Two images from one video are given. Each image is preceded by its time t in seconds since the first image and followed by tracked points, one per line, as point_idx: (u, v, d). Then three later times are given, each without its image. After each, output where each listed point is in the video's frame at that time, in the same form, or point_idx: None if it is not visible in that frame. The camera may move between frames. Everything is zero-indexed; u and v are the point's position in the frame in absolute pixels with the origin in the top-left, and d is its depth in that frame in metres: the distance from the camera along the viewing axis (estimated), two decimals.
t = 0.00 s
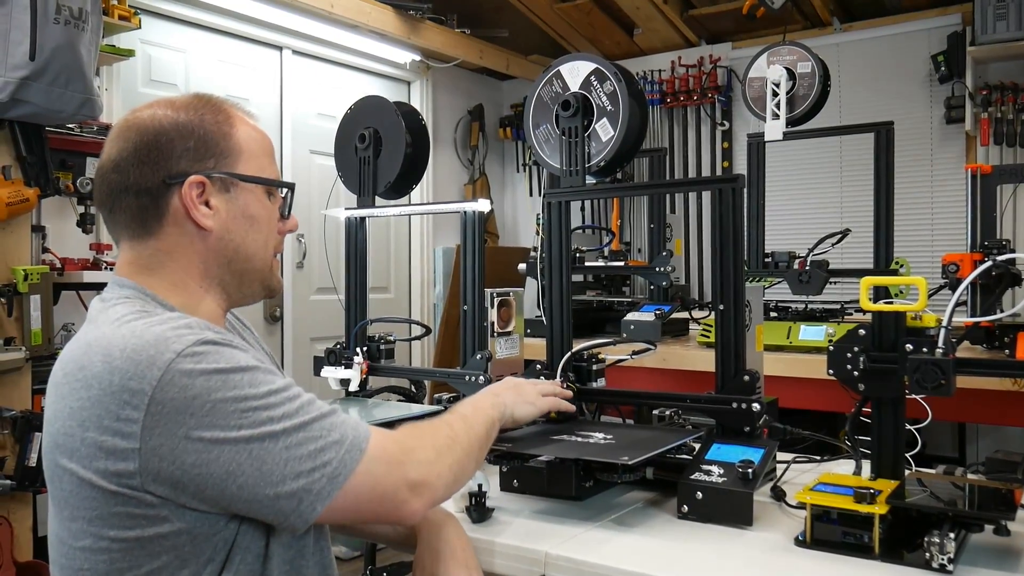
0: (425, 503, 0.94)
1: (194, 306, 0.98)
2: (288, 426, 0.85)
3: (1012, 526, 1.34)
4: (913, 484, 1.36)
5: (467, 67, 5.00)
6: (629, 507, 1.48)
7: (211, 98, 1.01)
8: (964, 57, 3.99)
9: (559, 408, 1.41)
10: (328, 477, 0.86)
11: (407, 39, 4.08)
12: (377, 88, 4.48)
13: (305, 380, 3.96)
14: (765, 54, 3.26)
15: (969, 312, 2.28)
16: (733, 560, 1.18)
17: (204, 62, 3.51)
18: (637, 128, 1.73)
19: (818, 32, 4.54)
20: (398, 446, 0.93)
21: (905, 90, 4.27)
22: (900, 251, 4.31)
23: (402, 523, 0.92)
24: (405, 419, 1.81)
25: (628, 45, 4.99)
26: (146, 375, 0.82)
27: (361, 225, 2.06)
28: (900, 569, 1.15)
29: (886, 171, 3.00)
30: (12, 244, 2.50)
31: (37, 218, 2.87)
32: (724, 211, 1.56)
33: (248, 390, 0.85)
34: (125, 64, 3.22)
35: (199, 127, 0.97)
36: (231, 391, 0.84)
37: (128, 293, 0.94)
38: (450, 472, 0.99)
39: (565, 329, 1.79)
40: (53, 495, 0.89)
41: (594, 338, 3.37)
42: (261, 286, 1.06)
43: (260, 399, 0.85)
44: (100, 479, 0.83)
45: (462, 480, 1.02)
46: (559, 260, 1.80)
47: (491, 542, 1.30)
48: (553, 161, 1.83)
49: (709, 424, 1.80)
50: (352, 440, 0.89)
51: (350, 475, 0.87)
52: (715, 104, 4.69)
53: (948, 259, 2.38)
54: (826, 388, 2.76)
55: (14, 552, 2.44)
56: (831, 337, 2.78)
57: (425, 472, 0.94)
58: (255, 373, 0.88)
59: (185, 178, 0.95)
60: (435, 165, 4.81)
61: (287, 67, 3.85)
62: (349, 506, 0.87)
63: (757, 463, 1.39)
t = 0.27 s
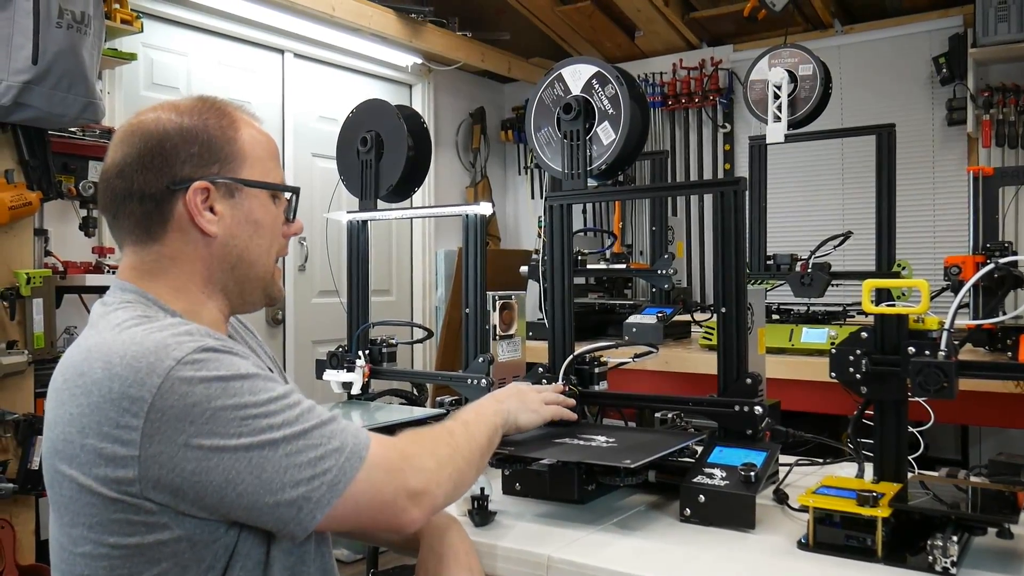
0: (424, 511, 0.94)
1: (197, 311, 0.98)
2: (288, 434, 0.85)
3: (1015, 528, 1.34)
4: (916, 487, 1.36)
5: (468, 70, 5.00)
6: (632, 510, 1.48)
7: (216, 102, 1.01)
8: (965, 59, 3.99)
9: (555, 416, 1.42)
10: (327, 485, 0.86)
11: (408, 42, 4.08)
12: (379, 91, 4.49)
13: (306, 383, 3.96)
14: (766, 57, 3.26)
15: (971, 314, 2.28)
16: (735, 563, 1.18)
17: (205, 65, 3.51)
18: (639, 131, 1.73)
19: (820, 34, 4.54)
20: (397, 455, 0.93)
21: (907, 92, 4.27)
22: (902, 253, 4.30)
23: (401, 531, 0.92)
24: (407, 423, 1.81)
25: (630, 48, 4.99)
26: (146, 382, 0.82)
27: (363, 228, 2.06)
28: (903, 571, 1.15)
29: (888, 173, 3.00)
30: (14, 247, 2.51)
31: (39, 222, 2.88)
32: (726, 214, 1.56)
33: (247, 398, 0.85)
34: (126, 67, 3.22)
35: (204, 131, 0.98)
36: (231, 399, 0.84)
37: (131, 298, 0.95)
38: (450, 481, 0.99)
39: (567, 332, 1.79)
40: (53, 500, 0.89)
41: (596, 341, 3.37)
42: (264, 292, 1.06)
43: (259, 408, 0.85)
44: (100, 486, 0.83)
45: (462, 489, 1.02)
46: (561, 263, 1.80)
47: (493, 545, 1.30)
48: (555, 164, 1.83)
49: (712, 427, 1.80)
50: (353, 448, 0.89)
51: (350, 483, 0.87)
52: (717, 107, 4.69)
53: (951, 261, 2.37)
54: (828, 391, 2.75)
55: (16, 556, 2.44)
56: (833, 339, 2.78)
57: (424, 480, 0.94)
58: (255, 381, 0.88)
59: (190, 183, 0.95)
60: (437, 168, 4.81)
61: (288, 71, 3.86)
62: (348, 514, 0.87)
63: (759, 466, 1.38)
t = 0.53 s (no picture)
0: None
1: (198, 317, 0.99)
2: (258, 491, 0.81)
3: (1017, 531, 1.33)
4: (918, 489, 1.36)
5: (469, 72, 5.01)
6: (633, 514, 1.47)
7: (221, 105, 1.01)
8: (966, 61, 3.98)
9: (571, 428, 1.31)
10: (289, 552, 0.81)
11: (409, 45, 4.09)
12: (380, 93, 4.50)
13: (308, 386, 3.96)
14: (767, 59, 3.27)
15: (973, 316, 2.28)
16: (737, 566, 1.18)
17: (207, 69, 3.52)
18: (640, 134, 1.73)
19: (821, 36, 4.54)
20: (370, 539, 0.85)
21: (908, 94, 4.27)
22: (904, 255, 4.30)
23: None
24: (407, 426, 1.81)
25: (631, 50, 5.00)
26: (130, 409, 0.80)
27: (364, 231, 2.06)
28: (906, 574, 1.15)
29: (888, 175, 3.00)
30: (15, 251, 2.51)
31: (40, 226, 2.88)
32: (727, 216, 1.56)
33: (225, 443, 0.81)
34: (128, 71, 3.23)
35: (208, 136, 0.97)
36: (205, 445, 0.80)
37: (133, 303, 0.95)
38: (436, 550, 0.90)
39: (568, 334, 1.78)
40: (48, 509, 0.89)
41: (597, 343, 3.37)
42: (267, 296, 1.06)
43: (233, 457, 0.81)
44: (84, 505, 0.83)
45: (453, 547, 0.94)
46: (562, 266, 1.80)
47: (494, 549, 1.30)
48: (556, 166, 1.83)
49: (713, 430, 1.80)
50: (327, 514, 0.83)
51: (313, 556, 0.82)
52: (718, 109, 4.70)
53: (952, 263, 2.36)
54: (830, 393, 2.75)
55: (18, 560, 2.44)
56: (835, 342, 2.77)
57: (398, 564, 0.87)
58: (239, 423, 0.83)
59: (192, 190, 0.95)
60: (438, 170, 4.82)
61: (290, 73, 3.87)
62: None
63: (761, 469, 1.38)
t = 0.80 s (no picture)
0: None
1: (195, 322, 1.00)
2: (261, 487, 0.81)
3: (1017, 532, 1.33)
4: (918, 491, 1.36)
5: (469, 74, 5.01)
6: (633, 516, 1.47)
7: (216, 107, 1.00)
8: (966, 62, 3.98)
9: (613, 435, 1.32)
10: (297, 545, 0.81)
11: (409, 46, 4.09)
12: (380, 95, 4.50)
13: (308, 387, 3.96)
14: (767, 60, 3.27)
15: (973, 318, 2.28)
16: (737, 568, 1.18)
17: (207, 70, 3.52)
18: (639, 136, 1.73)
19: (821, 38, 4.54)
20: (384, 526, 0.85)
21: (907, 96, 4.27)
22: (903, 257, 4.30)
23: None
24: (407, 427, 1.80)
25: (631, 52, 5.00)
26: (128, 411, 0.80)
27: (365, 233, 2.06)
28: None
29: (888, 176, 3.00)
30: (14, 253, 2.51)
31: (40, 227, 2.88)
32: (727, 217, 1.56)
33: (225, 441, 0.81)
34: (128, 72, 3.23)
35: (201, 140, 0.97)
36: (206, 443, 0.80)
37: (130, 307, 0.96)
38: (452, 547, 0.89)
39: (568, 336, 1.78)
40: (44, 511, 0.89)
41: (597, 345, 3.37)
42: (266, 299, 1.06)
43: (236, 454, 0.81)
44: (82, 507, 0.83)
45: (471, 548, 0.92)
46: (562, 267, 1.80)
47: (493, 551, 1.30)
48: (556, 168, 1.83)
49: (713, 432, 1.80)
50: (333, 507, 0.83)
51: (321, 549, 0.81)
52: (718, 110, 4.71)
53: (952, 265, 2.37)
54: (829, 395, 2.75)
55: (17, 562, 2.44)
56: (834, 343, 2.77)
57: (411, 555, 0.86)
58: (240, 420, 0.83)
59: (184, 197, 0.95)
60: (438, 171, 4.82)
61: (290, 75, 3.87)
62: None
63: (761, 471, 1.38)
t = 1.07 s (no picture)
0: (450, 531, 0.91)
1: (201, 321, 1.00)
2: (303, 449, 0.84)
3: (1015, 532, 1.33)
4: (916, 491, 1.35)
5: (468, 74, 5.01)
6: (631, 515, 1.47)
7: (216, 107, 1.00)
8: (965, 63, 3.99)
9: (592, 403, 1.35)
10: (344, 500, 0.84)
11: (408, 46, 4.09)
12: (379, 94, 4.50)
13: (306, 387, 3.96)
14: (766, 60, 3.27)
15: (971, 318, 2.28)
16: (736, 569, 1.17)
17: (205, 69, 3.52)
18: (638, 135, 1.73)
19: (820, 38, 4.55)
20: (421, 474, 0.90)
21: (906, 97, 4.28)
22: (902, 257, 4.31)
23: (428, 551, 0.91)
24: (405, 427, 1.80)
25: (630, 52, 5.01)
26: (162, 392, 0.82)
27: (363, 232, 2.06)
28: None
29: (887, 176, 3.00)
30: (11, 252, 2.50)
31: (39, 226, 2.88)
32: (726, 216, 1.56)
33: (263, 411, 0.84)
34: (126, 71, 3.22)
35: (200, 140, 0.97)
36: (245, 414, 0.83)
37: (136, 303, 0.96)
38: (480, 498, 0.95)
39: (566, 336, 1.78)
40: (61, 505, 0.89)
41: (596, 344, 3.37)
42: (271, 298, 1.06)
43: (274, 423, 0.84)
44: (112, 492, 0.83)
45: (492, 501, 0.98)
46: (561, 267, 1.80)
47: (491, 549, 1.30)
48: (555, 167, 1.83)
49: (712, 432, 1.80)
50: (371, 462, 0.87)
51: (365, 502, 0.85)
52: (716, 110, 4.71)
53: (950, 266, 2.36)
54: (828, 395, 2.75)
55: (15, 561, 2.43)
56: (833, 343, 2.77)
57: (449, 500, 0.91)
58: (272, 393, 0.86)
59: (185, 197, 0.95)
60: (436, 171, 4.82)
61: (288, 74, 3.87)
62: (366, 539, 0.87)
63: (759, 470, 1.38)
